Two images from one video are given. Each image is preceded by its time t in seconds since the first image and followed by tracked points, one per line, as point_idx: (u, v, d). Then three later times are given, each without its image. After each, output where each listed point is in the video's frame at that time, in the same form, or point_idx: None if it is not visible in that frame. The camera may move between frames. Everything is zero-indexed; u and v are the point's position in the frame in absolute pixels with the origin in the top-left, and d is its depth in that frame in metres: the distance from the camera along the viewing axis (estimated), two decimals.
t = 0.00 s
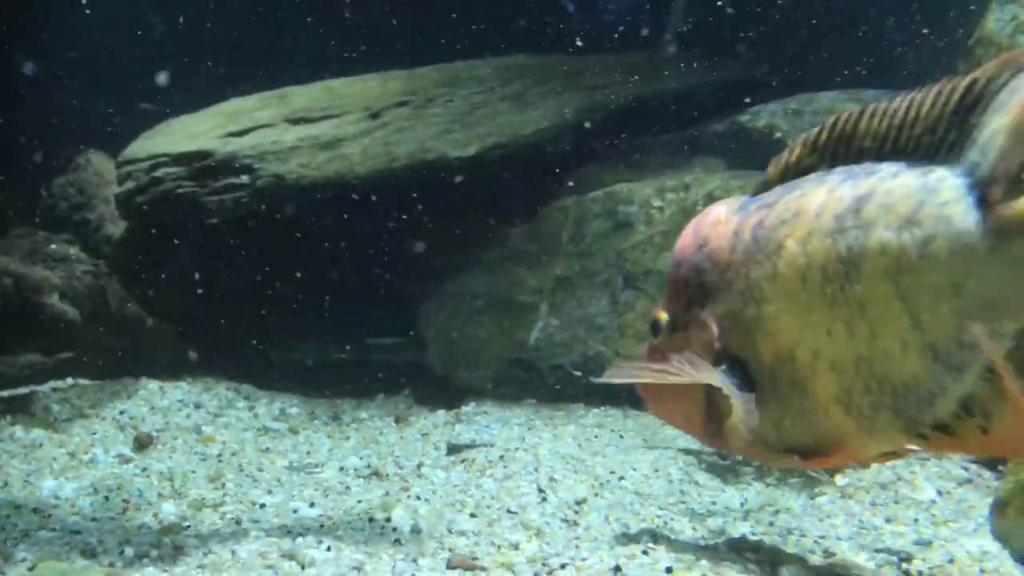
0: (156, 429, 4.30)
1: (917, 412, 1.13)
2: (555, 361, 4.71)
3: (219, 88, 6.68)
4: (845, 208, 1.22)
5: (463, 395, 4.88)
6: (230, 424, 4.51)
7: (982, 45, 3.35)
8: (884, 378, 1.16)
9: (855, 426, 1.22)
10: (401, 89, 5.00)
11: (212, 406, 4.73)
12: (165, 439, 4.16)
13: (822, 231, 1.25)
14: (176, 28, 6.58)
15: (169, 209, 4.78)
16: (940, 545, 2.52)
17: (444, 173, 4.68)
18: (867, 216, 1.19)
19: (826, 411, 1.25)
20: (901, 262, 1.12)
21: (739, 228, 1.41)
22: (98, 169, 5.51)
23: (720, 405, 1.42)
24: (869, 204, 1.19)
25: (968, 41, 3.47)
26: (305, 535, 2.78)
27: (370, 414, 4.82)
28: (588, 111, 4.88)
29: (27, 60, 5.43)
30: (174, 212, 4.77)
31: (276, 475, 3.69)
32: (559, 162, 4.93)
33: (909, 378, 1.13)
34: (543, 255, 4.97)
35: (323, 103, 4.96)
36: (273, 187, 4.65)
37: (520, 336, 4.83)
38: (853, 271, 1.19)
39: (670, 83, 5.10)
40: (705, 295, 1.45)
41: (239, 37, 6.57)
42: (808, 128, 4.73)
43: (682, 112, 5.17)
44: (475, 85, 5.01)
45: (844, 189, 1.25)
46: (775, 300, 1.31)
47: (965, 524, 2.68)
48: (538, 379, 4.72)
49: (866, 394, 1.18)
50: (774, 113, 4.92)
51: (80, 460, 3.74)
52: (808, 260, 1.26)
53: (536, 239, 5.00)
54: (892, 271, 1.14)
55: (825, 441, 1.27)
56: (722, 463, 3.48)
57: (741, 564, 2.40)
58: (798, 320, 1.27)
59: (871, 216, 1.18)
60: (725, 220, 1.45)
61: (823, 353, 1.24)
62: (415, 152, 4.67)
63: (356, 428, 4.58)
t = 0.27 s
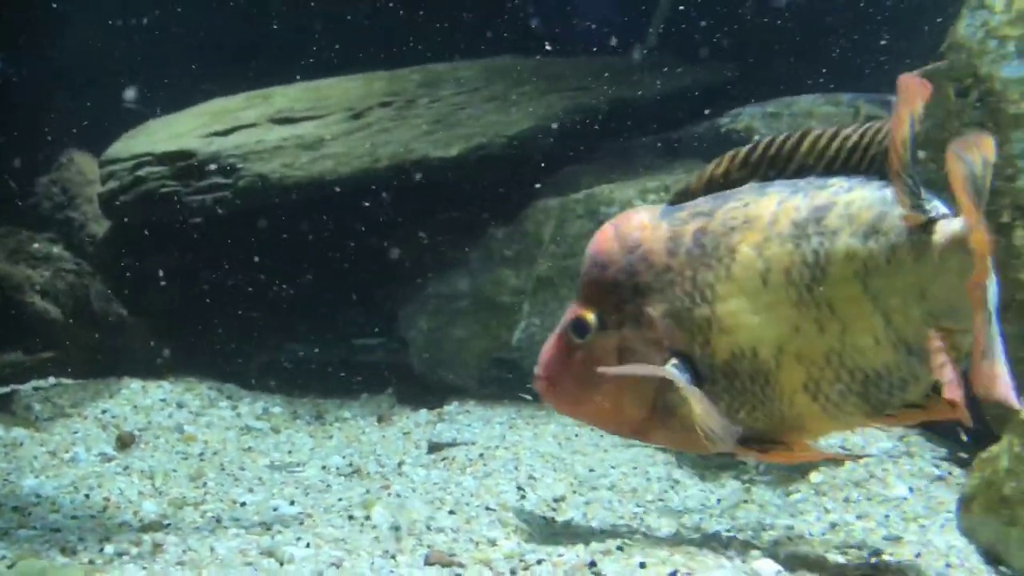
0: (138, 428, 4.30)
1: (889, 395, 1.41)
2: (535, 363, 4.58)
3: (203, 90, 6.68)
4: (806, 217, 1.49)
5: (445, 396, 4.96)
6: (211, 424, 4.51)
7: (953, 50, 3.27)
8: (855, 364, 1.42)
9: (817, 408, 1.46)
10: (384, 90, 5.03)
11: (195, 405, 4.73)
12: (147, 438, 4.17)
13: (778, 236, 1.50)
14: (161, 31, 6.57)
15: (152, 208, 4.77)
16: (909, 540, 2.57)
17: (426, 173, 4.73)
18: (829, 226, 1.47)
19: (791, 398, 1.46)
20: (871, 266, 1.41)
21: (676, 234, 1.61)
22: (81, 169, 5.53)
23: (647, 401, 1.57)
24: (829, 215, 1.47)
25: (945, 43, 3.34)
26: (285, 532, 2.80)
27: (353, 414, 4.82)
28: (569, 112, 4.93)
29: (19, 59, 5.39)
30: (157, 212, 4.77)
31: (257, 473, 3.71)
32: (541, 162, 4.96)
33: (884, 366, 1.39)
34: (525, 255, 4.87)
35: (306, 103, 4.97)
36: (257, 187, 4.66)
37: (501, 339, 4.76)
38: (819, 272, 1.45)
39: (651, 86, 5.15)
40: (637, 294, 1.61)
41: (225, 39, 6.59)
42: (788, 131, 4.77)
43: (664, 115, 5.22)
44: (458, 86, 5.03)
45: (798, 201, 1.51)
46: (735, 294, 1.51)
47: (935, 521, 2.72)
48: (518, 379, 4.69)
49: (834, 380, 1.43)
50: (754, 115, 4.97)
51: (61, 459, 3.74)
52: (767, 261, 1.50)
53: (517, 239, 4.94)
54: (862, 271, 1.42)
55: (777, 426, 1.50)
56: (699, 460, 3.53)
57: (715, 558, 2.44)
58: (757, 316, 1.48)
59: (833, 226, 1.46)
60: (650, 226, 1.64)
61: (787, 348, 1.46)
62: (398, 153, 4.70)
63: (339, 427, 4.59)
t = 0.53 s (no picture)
0: (122, 433, 4.29)
1: (857, 375, 1.62)
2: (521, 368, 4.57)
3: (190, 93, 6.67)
4: (765, 220, 1.66)
5: (432, 400, 5.00)
6: (196, 429, 4.51)
7: (930, 57, 3.55)
8: (824, 351, 1.61)
9: (783, 393, 1.64)
10: (369, 96, 5.03)
11: (180, 411, 4.73)
12: (131, 444, 4.16)
13: (736, 238, 1.66)
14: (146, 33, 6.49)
15: (137, 213, 4.72)
16: (886, 543, 2.61)
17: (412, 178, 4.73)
18: (792, 227, 1.64)
19: (760, 386, 1.63)
20: (845, 260, 1.60)
21: (622, 239, 1.73)
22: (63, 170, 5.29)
23: (608, 400, 1.60)
24: (790, 217, 1.65)
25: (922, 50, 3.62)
26: (268, 538, 2.81)
27: (338, 418, 4.84)
28: (555, 118, 4.97)
29: (10, 59, 5.27)
30: (143, 217, 4.72)
31: (241, 479, 3.71)
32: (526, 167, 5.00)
33: (855, 350, 1.60)
34: (511, 261, 4.95)
35: (292, 108, 4.97)
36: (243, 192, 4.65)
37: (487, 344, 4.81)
38: (790, 269, 1.62)
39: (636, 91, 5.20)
40: (587, 299, 1.67)
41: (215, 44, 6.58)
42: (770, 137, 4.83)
43: (647, 121, 5.28)
44: (444, 91, 5.05)
45: (752, 207, 1.68)
46: (696, 294, 1.64)
47: (912, 524, 2.77)
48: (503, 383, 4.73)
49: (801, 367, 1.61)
50: (736, 122, 5.03)
51: (43, 465, 3.73)
52: (728, 261, 1.65)
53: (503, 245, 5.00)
54: (832, 266, 1.60)
55: (741, 414, 1.66)
56: (681, 464, 3.56)
57: (694, 561, 2.47)
58: (721, 314, 1.62)
59: (796, 227, 1.64)
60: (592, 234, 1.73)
61: (756, 341, 1.61)
62: (384, 158, 4.70)
63: (324, 432, 4.60)
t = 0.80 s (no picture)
0: (113, 433, 4.28)
1: (847, 349, 1.65)
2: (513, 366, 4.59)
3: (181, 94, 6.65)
4: (748, 204, 1.67)
5: (423, 398, 4.96)
6: (188, 428, 4.50)
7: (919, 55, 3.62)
8: (814, 328, 1.63)
9: (776, 373, 1.64)
10: (361, 95, 5.01)
11: (171, 410, 4.72)
12: (122, 443, 4.15)
13: (719, 223, 1.67)
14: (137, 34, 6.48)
15: (127, 213, 4.74)
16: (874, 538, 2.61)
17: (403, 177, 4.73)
18: (777, 209, 1.66)
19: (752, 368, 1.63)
20: (833, 238, 1.63)
21: (599, 233, 1.75)
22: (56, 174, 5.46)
23: (597, 395, 1.63)
24: (773, 198, 1.67)
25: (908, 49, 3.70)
26: (258, 536, 2.80)
27: (330, 417, 4.83)
28: (546, 116, 4.96)
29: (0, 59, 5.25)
30: (133, 216, 4.74)
31: (232, 478, 3.71)
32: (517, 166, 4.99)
33: (845, 324, 1.63)
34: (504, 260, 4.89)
35: (284, 107, 4.96)
36: (233, 191, 4.62)
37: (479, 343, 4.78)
38: (778, 249, 1.63)
39: (628, 90, 5.21)
40: (569, 297, 1.71)
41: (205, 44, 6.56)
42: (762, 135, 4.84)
43: (639, 120, 5.28)
44: (436, 90, 5.04)
45: (732, 192, 1.69)
46: (683, 280, 1.65)
47: (901, 519, 2.77)
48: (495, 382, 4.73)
49: (794, 345, 1.63)
50: (727, 120, 5.04)
51: (34, 465, 3.72)
52: (713, 245, 1.66)
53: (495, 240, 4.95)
54: (820, 245, 1.63)
55: (733, 395, 1.66)
56: (672, 460, 3.57)
57: (682, 557, 2.47)
58: (710, 297, 1.63)
59: (781, 208, 1.66)
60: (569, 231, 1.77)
61: (747, 322, 1.62)
62: (375, 157, 4.69)
63: (316, 431, 4.59)
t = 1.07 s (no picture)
0: (107, 430, 4.26)
1: (851, 321, 1.67)
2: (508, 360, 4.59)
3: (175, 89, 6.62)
4: (747, 181, 1.67)
5: (419, 393, 4.97)
6: (183, 425, 4.49)
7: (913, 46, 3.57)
8: (821, 303, 1.64)
9: (787, 347, 1.65)
10: (355, 89, 4.95)
11: (166, 406, 4.70)
12: (116, 440, 4.13)
13: (720, 203, 1.67)
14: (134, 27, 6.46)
15: (120, 208, 4.71)
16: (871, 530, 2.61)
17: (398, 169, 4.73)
18: (777, 185, 1.65)
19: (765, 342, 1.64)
20: (834, 212, 1.63)
21: (600, 220, 1.75)
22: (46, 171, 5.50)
23: (610, 384, 1.65)
24: (772, 175, 1.66)
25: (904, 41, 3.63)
26: (250, 532, 2.78)
27: (326, 413, 4.81)
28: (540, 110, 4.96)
29: None
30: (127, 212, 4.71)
31: (226, 474, 3.69)
32: (512, 160, 4.97)
33: (851, 296, 1.65)
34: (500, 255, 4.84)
35: (278, 102, 4.88)
36: (227, 186, 4.61)
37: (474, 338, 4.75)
38: (781, 226, 1.63)
39: (623, 83, 5.19)
40: (576, 287, 1.71)
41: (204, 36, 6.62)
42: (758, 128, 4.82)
43: (634, 113, 5.26)
44: (431, 83, 5.00)
45: (731, 172, 1.69)
46: (688, 260, 1.65)
47: (897, 511, 2.77)
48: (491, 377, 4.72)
49: (803, 319, 1.64)
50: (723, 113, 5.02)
51: (26, 462, 3.70)
52: (716, 226, 1.65)
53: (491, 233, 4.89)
54: (821, 220, 1.63)
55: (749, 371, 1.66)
56: (667, 454, 3.56)
57: (677, 551, 2.45)
58: (716, 278, 1.63)
59: (781, 184, 1.65)
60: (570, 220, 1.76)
61: (755, 299, 1.63)
62: (371, 151, 4.68)
63: (311, 427, 4.58)
